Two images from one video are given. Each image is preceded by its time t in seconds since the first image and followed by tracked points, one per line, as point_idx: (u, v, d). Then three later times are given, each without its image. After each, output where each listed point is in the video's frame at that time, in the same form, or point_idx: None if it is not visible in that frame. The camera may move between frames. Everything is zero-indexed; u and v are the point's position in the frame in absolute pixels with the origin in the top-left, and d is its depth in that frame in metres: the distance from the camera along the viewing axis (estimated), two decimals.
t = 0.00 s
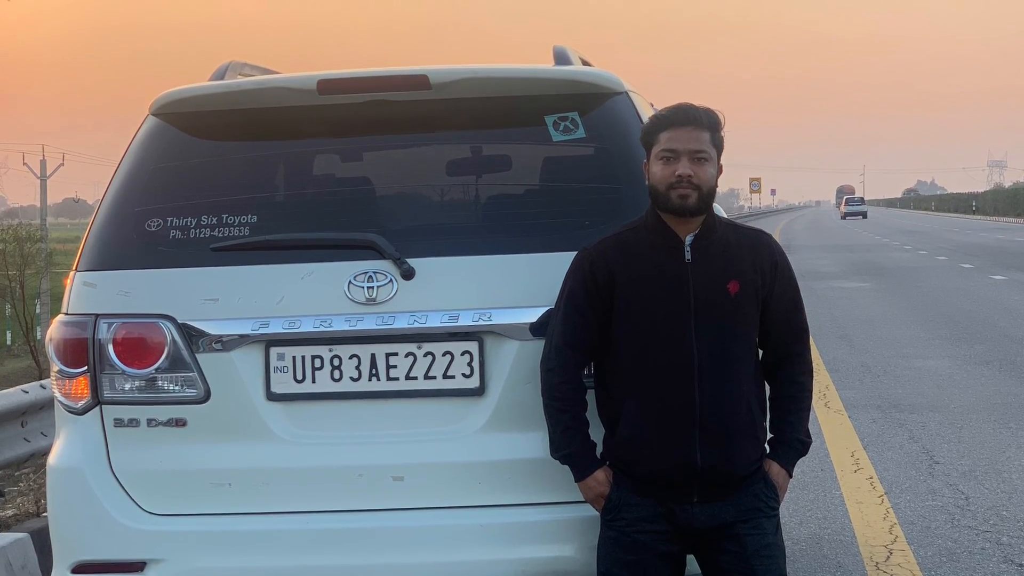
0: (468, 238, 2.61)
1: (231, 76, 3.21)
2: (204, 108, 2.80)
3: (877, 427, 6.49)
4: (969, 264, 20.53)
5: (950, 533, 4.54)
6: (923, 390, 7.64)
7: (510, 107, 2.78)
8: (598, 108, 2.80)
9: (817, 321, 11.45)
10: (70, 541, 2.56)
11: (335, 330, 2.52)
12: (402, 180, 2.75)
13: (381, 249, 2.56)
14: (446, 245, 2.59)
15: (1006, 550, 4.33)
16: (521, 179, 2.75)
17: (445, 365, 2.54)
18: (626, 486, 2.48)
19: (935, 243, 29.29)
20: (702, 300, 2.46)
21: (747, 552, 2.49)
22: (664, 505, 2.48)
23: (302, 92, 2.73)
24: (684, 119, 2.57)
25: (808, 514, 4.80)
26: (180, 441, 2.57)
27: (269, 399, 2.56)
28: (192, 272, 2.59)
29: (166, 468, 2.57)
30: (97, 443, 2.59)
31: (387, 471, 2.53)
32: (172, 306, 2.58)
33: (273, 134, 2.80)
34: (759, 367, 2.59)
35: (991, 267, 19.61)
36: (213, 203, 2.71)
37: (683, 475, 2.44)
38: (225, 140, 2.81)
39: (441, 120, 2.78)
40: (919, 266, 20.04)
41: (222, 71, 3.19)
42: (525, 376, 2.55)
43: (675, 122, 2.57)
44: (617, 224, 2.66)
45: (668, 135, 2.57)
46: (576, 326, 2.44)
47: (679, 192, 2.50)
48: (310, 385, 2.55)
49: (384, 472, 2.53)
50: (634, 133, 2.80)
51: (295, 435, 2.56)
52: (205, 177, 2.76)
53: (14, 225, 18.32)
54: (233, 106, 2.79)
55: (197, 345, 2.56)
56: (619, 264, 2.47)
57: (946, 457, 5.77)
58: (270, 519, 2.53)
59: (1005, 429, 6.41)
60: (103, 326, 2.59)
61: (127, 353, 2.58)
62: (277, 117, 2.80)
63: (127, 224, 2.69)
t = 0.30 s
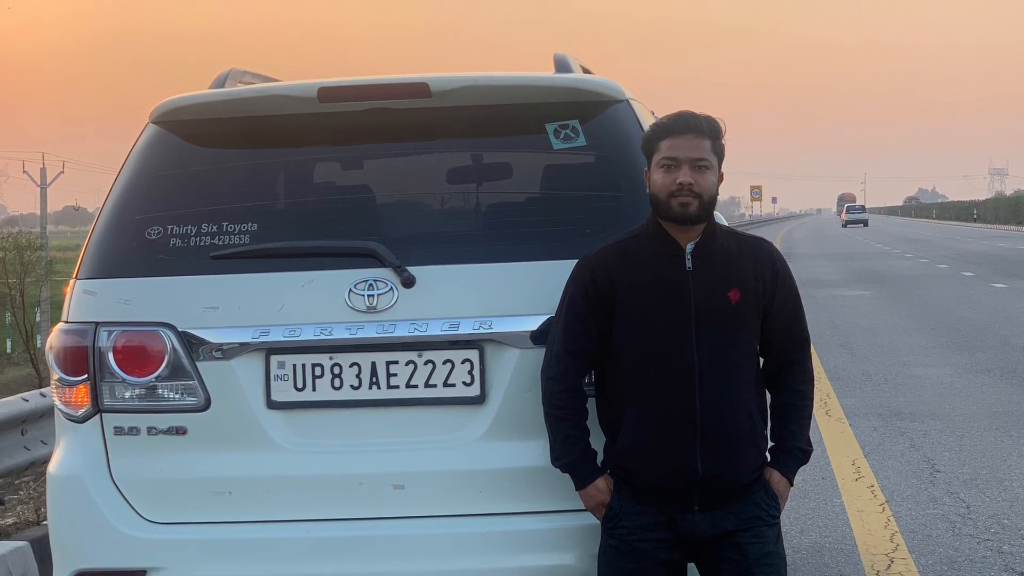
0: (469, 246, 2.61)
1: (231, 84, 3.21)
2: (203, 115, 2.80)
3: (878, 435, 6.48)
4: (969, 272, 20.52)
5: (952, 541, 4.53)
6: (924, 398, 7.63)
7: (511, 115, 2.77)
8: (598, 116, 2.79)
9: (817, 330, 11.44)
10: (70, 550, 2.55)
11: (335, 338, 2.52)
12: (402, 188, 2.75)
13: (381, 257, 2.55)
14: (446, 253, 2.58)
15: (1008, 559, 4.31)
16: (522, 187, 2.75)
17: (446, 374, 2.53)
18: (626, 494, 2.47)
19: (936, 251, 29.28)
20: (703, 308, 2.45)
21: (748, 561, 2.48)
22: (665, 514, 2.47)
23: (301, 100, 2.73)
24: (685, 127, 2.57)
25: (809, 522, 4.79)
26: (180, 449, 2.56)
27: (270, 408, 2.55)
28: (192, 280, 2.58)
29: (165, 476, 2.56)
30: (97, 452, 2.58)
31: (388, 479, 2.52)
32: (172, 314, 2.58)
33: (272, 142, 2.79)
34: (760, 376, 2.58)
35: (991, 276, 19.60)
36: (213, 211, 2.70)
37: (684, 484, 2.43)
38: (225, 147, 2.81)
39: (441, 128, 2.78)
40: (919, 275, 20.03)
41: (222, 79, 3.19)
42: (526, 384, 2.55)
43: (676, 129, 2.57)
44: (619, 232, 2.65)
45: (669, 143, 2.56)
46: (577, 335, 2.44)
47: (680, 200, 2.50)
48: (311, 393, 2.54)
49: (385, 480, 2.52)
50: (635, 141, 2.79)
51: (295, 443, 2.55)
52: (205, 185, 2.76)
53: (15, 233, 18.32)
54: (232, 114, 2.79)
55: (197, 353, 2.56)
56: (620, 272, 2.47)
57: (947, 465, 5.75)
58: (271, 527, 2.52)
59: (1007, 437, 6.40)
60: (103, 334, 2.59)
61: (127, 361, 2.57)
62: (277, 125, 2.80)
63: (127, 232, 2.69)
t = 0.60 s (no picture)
0: (469, 254, 2.60)
1: (232, 91, 3.22)
2: (204, 123, 2.80)
3: (880, 444, 6.46)
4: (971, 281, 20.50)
5: (953, 550, 4.52)
6: (925, 406, 7.61)
7: (511, 123, 2.77)
8: (598, 123, 2.80)
9: (818, 338, 11.43)
10: (70, 559, 2.54)
11: (336, 346, 2.51)
12: (402, 196, 2.74)
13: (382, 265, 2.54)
14: (446, 261, 2.58)
15: (1009, 567, 4.30)
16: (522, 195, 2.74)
17: (446, 382, 2.53)
18: (627, 503, 2.46)
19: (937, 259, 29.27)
20: (703, 316, 2.45)
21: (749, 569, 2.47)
22: (666, 522, 2.46)
23: (302, 108, 2.72)
24: (686, 135, 2.57)
25: (809, 531, 4.78)
26: (180, 457, 2.56)
27: (270, 416, 2.55)
28: (193, 288, 2.58)
29: (165, 485, 2.55)
30: (98, 460, 2.58)
31: (388, 488, 2.51)
32: (173, 322, 2.57)
33: (272, 149, 2.80)
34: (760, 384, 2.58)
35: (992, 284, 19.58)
36: (213, 219, 2.70)
37: (685, 492, 2.43)
38: (225, 155, 2.81)
39: (441, 135, 2.78)
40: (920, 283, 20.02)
41: (222, 87, 3.19)
42: (526, 393, 2.54)
43: (677, 137, 2.57)
44: (620, 239, 2.66)
45: (670, 151, 2.56)
46: (577, 343, 2.43)
47: (681, 208, 2.49)
48: (311, 402, 2.54)
49: (385, 488, 2.51)
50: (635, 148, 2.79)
51: (295, 452, 2.54)
52: (206, 193, 2.76)
53: (15, 241, 18.33)
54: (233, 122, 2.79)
55: (197, 361, 2.55)
56: (620, 280, 2.46)
57: (949, 474, 5.74)
58: (270, 536, 2.51)
59: (1008, 445, 6.38)
60: (103, 342, 2.58)
61: (127, 369, 2.56)
62: (277, 133, 2.80)
63: (127, 240, 2.69)
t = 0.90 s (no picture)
0: (469, 262, 2.59)
1: (232, 99, 3.22)
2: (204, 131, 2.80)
3: (881, 452, 6.45)
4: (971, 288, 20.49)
5: (954, 558, 4.50)
6: (926, 415, 7.60)
7: (512, 131, 2.76)
8: (599, 131, 2.79)
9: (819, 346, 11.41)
10: (71, 568, 2.54)
11: (336, 355, 2.51)
12: (404, 205, 2.76)
13: (383, 274, 2.53)
14: (446, 269, 2.57)
15: None
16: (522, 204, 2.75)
17: (447, 390, 2.52)
18: (627, 511, 2.46)
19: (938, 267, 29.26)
20: (704, 324, 2.44)
21: None
22: (666, 531, 2.45)
23: (302, 115, 2.73)
24: (687, 143, 2.57)
25: (810, 539, 4.76)
26: (180, 466, 2.55)
27: (270, 425, 2.54)
28: (193, 296, 2.57)
29: (165, 493, 2.54)
30: (98, 468, 2.57)
31: (389, 496, 2.50)
32: (173, 330, 2.56)
33: (272, 157, 2.79)
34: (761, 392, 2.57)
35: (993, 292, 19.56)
36: (214, 228, 2.69)
37: (686, 500, 2.42)
38: (225, 163, 2.80)
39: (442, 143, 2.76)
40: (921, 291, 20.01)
41: (222, 95, 3.19)
42: (527, 401, 2.53)
43: (677, 145, 2.57)
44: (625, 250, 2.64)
45: (670, 159, 2.56)
46: (578, 352, 2.42)
47: (682, 216, 2.49)
48: (311, 410, 2.53)
49: (385, 496, 2.50)
50: (635, 156, 2.79)
51: (296, 461, 2.53)
52: (206, 200, 2.75)
53: (16, 249, 18.34)
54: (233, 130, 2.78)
55: (197, 369, 2.54)
56: (621, 289, 2.46)
57: (950, 482, 5.72)
58: (270, 545, 2.51)
59: (1010, 454, 6.37)
60: (103, 351, 2.58)
61: (127, 377, 2.56)
62: (277, 141, 2.79)
63: (127, 248, 2.68)
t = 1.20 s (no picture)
0: (469, 270, 2.59)
1: (232, 106, 3.22)
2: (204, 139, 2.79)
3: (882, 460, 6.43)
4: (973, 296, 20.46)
5: (955, 567, 4.49)
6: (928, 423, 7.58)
7: (512, 139, 2.77)
8: (599, 139, 2.79)
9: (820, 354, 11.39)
10: None
11: (336, 363, 2.49)
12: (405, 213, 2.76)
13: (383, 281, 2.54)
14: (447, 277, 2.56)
15: None
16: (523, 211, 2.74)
17: (447, 398, 2.51)
18: (628, 519, 2.44)
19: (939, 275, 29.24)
20: (705, 332, 2.47)
21: None
22: (667, 539, 2.45)
23: (302, 125, 2.71)
24: (687, 151, 2.57)
25: (811, 547, 4.75)
26: (180, 474, 2.54)
27: (271, 433, 2.53)
28: (193, 304, 2.57)
29: (165, 502, 2.54)
30: (98, 476, 2.56)
31: (390, 503, 2.49)
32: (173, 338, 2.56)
33: (272, 166, 2.78)
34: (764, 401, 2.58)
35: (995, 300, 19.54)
36: (214, 236, 2.70)
37: (686, 508, 2.42)
38: (226, 171, 2.80)
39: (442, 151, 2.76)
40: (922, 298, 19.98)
41: (223, 102, 3.19)
42: (528, 409, 2.52)
43: (678, 153, 2.56)
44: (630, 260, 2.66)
45: (671, 166, 2.56)
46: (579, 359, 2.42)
47: (683, 225, 2.49)
48: (311, 418, 2.52)
49: (386, 504, 2.50)
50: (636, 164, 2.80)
51: (296, 469, 2.52)
52: (207, 209, 2.76)
53: (17, 257, 18.33)
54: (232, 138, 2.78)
55: (198, 377, 2.54)
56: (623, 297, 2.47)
57: (951, 491, 5.71)
58: (270, 553, 2.50)
59: (1011, 462, 6.35)
60: (104, 359, 2.57)
61: (128, 385, 2.55)
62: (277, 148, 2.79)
63: (128, 256, 2.68)
